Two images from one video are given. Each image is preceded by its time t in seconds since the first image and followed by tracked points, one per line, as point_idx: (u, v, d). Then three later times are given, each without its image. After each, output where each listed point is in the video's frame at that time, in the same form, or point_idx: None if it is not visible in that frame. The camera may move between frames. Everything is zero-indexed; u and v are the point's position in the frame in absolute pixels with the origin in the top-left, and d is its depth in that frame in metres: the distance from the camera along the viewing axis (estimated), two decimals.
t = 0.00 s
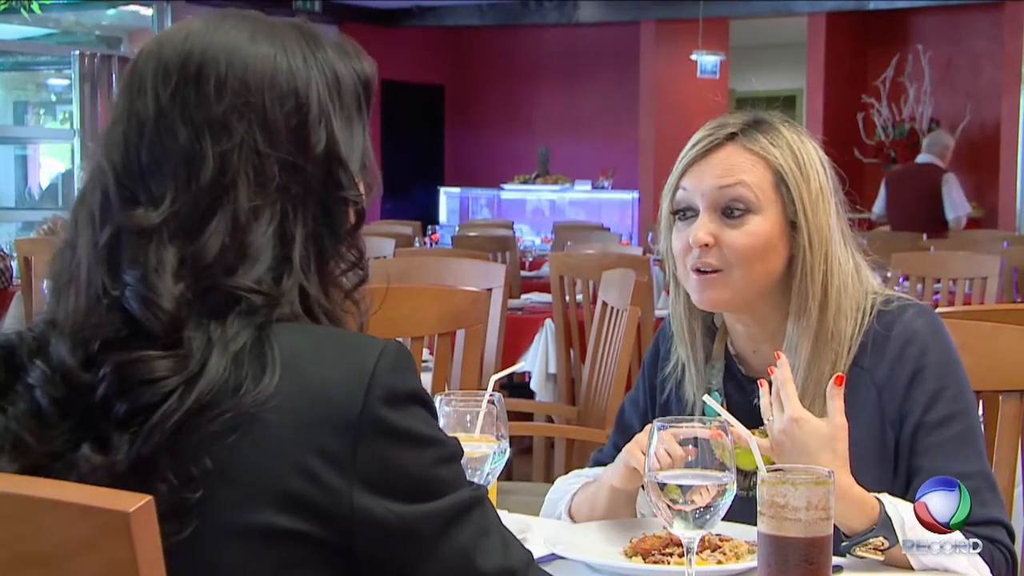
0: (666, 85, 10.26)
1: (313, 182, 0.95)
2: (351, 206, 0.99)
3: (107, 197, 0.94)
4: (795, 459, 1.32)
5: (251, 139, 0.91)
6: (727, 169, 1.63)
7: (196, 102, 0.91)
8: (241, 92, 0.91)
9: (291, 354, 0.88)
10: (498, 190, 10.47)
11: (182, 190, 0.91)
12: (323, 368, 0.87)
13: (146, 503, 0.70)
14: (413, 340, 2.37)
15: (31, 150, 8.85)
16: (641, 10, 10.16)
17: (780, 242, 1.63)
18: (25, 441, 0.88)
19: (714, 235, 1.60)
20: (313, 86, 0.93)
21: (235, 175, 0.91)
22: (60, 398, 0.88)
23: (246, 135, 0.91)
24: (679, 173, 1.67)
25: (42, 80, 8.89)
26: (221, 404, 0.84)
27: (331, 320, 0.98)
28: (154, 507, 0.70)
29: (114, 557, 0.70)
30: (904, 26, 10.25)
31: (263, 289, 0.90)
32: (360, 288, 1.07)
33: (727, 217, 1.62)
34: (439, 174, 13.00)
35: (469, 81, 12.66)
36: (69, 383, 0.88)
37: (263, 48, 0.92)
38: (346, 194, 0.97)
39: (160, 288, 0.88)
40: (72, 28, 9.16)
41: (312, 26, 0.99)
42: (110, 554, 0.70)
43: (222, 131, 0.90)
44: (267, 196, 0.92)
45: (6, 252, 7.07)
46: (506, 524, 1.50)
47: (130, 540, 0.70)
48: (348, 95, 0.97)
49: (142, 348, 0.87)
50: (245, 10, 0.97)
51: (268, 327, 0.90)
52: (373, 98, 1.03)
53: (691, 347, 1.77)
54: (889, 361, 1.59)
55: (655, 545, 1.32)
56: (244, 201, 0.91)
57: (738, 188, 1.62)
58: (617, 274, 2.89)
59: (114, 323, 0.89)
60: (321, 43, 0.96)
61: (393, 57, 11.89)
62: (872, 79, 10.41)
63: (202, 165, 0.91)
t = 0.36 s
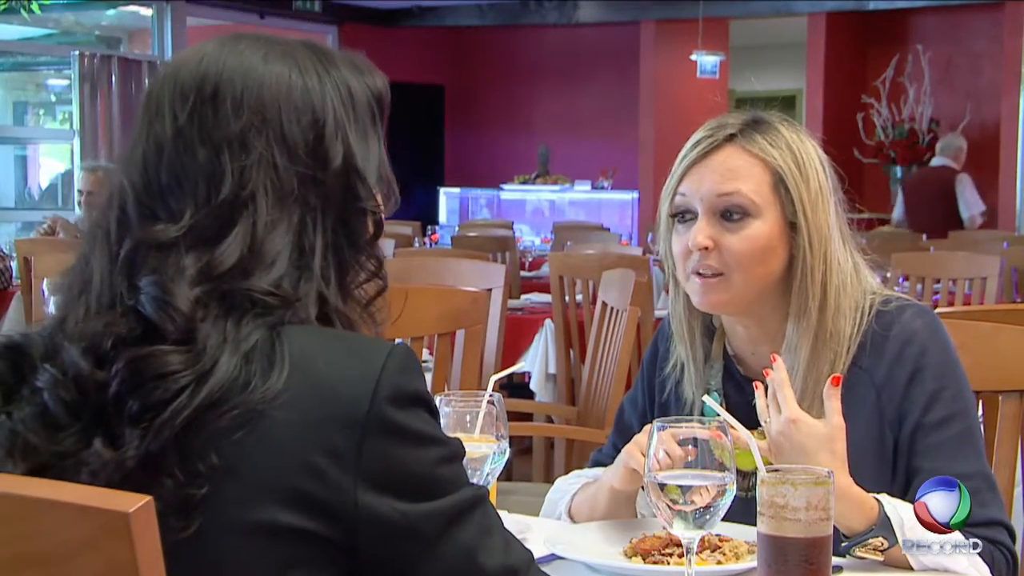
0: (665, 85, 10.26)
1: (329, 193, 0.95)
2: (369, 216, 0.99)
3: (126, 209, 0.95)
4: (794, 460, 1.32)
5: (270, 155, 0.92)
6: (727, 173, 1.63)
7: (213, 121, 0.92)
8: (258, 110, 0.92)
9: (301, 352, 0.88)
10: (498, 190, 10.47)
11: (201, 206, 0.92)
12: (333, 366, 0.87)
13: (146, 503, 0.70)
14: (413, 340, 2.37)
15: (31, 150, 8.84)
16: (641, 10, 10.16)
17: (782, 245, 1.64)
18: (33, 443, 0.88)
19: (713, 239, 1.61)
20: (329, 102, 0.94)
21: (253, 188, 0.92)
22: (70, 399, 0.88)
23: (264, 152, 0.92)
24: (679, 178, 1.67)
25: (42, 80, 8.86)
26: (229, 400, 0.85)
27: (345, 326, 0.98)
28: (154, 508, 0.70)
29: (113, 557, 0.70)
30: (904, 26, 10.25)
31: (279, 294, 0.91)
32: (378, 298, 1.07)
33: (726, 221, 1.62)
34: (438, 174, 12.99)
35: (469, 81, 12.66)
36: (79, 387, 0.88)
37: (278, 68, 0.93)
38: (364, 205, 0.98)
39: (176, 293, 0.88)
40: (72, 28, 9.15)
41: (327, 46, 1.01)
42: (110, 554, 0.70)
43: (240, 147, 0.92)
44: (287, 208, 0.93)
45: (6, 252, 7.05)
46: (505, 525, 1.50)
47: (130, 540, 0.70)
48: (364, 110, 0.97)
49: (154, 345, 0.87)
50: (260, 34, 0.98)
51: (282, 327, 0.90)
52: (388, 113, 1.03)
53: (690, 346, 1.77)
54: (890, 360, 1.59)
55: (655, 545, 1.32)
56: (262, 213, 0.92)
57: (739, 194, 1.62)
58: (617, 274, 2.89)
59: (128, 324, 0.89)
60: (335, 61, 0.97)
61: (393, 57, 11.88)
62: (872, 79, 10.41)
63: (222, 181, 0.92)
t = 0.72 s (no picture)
0: (665, 85, 10.26)
1: (333, 195, 0.95)
2: (372, 221, 0.99)
3: (131, 208, 0.95)
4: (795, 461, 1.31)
5: (274, 158, 0.92)
6: (739, 174, 1.61)
7: (218, 122, 0.92)
8: (263, 113, 0.92)
9: (301, 353, 0.88)
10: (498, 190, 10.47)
11: (202, 204, 0.91)
12: (333, 368, 0.87)
13: (146, 503, 0.70)
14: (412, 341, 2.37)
15: (31, 150, 8.83)
16: (642, 10, 10.15)
17: (795, 245, 1.63)
18: (34, 440, 0.89)
19: (729, 242, 1.60)
20: (335, 105, 0.94)
21: (256, 189, 0.91)
22: (69, 398, 0.88)
23: (268, 154, 0.92)
24: (688, 180, 1.66)
25: (42, 80, 8.86)
26: (229, 399, 0.85)
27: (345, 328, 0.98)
28: (154, 506, 0.70)
29: (114, 557, 0.70)
30: (904, 26, 10.25)
31: (279, 296, 0.90)
32: (379, 303, 1.07)
33: (740, 221, 1.61)
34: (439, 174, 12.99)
35: (469, 81, 12.66)
36: (79, 386, 0.88)
37: (285, 70, 0.94)
38: (367, 210, 0.97)
39: (175, 292, 0.88)
40: (72, 28, 9.14)
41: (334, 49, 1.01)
42: (111, 555, 0.70)
43: (244, 148, 0.92)
44: (289, 210, 0.93)
45: (5, 251, 7.05)
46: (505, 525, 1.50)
47: (130, 540, 0.69)
48: (369, 114, 0.97)
49: (154, 344, 0.87)
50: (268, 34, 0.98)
51: (282, 329, 0.90)
52: (394, 118, 1.03)
53: (700, 340, 1.77)
54: (897, 359, 1.59)
55: (655, 545, 1.32)
56: (264, 215, 0.92)
57: (752, 195, 1.60)
58: (617, 274, 2.90)
59: (127, 324, 0.89)
60: (342, 64, 0.97)
61: (392, 57, 11.88)
62: (872, 79, 10.41)
63: (224, 181, 0.91)
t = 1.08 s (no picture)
0: (665, 84, 10.25)
1: (330, 194, 0.95)
2: (370, 221, 0.99)
3: (136, 206, 0.95)
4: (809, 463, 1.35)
5: (273, 155, 0.92)
6: (752, 178, 1.60)
7: (217, 119, 0.92)
8: (263, 110, 0.92)
9: (301, 352, 0.88)
10: (497, 189, 10.46)
11: (201, 200, 0.92)
12: (331, 365, 0.87)
13: (144, 502, 0.70)
14: (412, 339, 2.38)
15: (30, 148, 8.83)
16: (641, 9, 10.14)
17: (811, 247, 1.62)
18: (33, 438, 0.89)
19: (738, 245, 1.59)
20: (334, 103, 0.94)
21: (255, 186, 0.91)
22: (67, 397, 0.88)
23: (267, 152, 0.92)
24: (702, 178, 1.64)
25: (41, 79, 8.85)
26: (227, 398, 0.85)
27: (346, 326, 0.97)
28: (152, 505, 0.70)
29: (112, 558, 0.70)
30: (903, 24, 10.24)
31: (277, 294, 0.90)
32: (377, 301, 1.07)
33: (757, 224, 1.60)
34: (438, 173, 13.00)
35: (468, 80, 12.66)
36: (78, 384, 0.89)
37: (286, 68, 0.94)
38: (363, 207, 0.97)
39: (174, 291, 0.88)
40: (71, 27, 9.15)
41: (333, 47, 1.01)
42: (109, 556, 0.70)
43: (243, 146, 0.92)
44: (289, 208, 0.93)
45: (4, 250, 7.03)
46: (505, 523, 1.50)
47: (128, 539, 0.69)
48: (369, 112, 0.97)
49: (152, 341, 0.88)
50: (267, 32, 0.98)
51: (280, 326, 0.90)
52: (393, 117, 1.04)
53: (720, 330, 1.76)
54: (920, 352, 1.59)
55: (653, 543, 1.32)
56: (263, 212, 0.92)
57: (763, 198, 1.59)
58: (617, 273, 2.90)
59: (127, 323, 0.89)
60: (341, 63, 0.97)
61: (391, 56, 11.88)
62: (872, 78, 10.40)
63: (223, 178, 0.92)
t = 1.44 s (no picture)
0: (656, 83, 10.26)
1: (319, 190, 0.95)
2: (362, 220, 0.99)
3: (128, 204, 0.94)
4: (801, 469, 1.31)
5: (264, 152, 0.92)
6: (754, 183, 1.60)
7: (209, 114, 0.92)
8: (256, 106, 0.92)
9: (292, 351, 0.87)
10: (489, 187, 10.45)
11: (191, 196, 0.91)
12: (320, 363, 0.87)
13: (134, 500, 0.69)
14: (403, 337, 2.37)
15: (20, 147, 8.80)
16: (632, 7, 10.14)
17: (810, 249, 1.62)
18: (22, 436, 0.88)
19: (753, 248, 1.60)
20: (326, 102, 0.94)
21: (246, 182, 0.91)
22: (56, 395, 0.88)
23: (258, 147, 0.91)
24: (707, 179, 1.64)
25: (31, 77, 8.82)
26: (217, 396, 0.84)
27: (336, 325, 0.97)
28: (143, 502, 0.70)
29: (103, 556, 0.70)
30: (894, 23, 10.27)
31: (267, 291, 0.90)
32: (367, 300, 1.07)
33: (755, 229, 1.61)
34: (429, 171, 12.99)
35: (460, 78, 12.66)
36: (68, 382, 0.88)
37: (278, 66, 0.93)
38: (352, 206, 0.97)
39: (164, 286, 0.88)
40: (61, 25, 9.12)
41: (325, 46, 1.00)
42: (99, 555, 0.70)
43: (234, 142, 0.91)
44: (279, 204, 0.93)
45: None
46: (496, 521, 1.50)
47: (119, 538, 0.69)
48: (361, 111, 0.97)
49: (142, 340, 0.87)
50: (259, 29, 0.98)
51: (270, 324, 0.90)
52: (385, 117, 1.03)
53: (727, 324, 1.75)
54: (925, 350, 1.60)
55: (644, 541, 1.32)
56: (253, 208, 0.91)
57: (777, 206, 1.59)
58: (608, 271, 2.90)
59: (119, 320, 0.90)
60: (336, 62, 0.97)
61: (382, 54, 11.87)
62: (862, 76, 10.42)
63: (213, 174, 0.91)
